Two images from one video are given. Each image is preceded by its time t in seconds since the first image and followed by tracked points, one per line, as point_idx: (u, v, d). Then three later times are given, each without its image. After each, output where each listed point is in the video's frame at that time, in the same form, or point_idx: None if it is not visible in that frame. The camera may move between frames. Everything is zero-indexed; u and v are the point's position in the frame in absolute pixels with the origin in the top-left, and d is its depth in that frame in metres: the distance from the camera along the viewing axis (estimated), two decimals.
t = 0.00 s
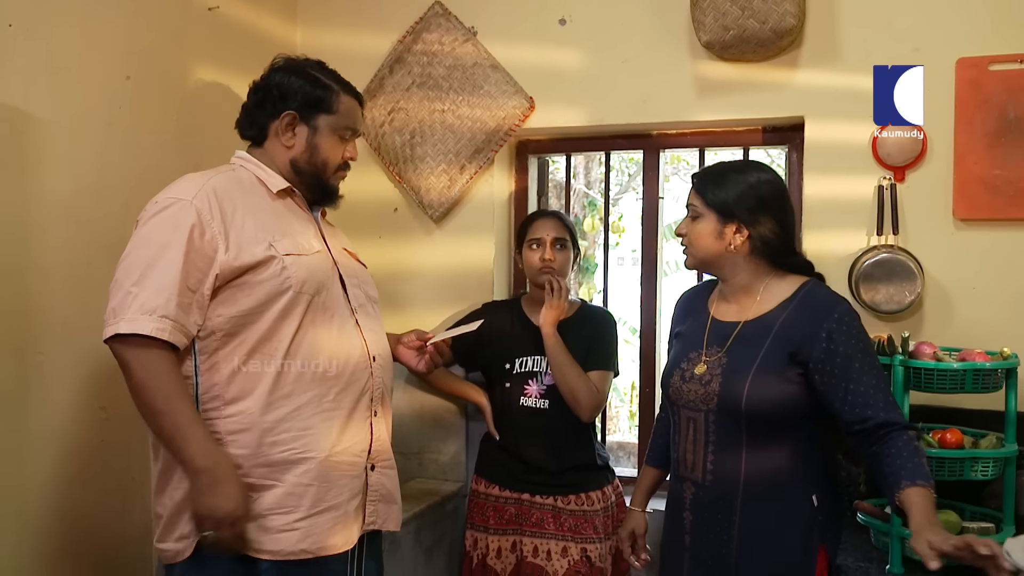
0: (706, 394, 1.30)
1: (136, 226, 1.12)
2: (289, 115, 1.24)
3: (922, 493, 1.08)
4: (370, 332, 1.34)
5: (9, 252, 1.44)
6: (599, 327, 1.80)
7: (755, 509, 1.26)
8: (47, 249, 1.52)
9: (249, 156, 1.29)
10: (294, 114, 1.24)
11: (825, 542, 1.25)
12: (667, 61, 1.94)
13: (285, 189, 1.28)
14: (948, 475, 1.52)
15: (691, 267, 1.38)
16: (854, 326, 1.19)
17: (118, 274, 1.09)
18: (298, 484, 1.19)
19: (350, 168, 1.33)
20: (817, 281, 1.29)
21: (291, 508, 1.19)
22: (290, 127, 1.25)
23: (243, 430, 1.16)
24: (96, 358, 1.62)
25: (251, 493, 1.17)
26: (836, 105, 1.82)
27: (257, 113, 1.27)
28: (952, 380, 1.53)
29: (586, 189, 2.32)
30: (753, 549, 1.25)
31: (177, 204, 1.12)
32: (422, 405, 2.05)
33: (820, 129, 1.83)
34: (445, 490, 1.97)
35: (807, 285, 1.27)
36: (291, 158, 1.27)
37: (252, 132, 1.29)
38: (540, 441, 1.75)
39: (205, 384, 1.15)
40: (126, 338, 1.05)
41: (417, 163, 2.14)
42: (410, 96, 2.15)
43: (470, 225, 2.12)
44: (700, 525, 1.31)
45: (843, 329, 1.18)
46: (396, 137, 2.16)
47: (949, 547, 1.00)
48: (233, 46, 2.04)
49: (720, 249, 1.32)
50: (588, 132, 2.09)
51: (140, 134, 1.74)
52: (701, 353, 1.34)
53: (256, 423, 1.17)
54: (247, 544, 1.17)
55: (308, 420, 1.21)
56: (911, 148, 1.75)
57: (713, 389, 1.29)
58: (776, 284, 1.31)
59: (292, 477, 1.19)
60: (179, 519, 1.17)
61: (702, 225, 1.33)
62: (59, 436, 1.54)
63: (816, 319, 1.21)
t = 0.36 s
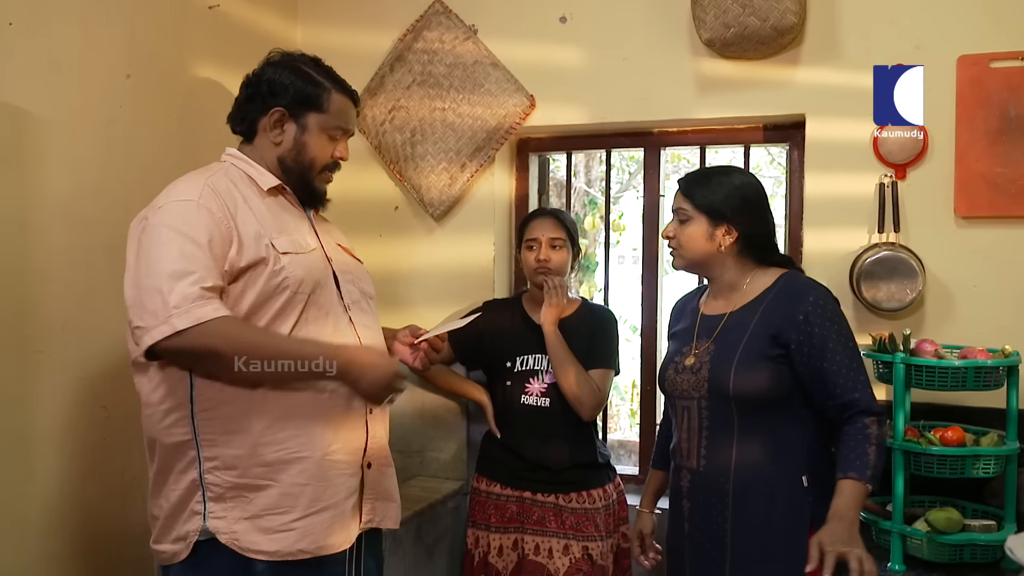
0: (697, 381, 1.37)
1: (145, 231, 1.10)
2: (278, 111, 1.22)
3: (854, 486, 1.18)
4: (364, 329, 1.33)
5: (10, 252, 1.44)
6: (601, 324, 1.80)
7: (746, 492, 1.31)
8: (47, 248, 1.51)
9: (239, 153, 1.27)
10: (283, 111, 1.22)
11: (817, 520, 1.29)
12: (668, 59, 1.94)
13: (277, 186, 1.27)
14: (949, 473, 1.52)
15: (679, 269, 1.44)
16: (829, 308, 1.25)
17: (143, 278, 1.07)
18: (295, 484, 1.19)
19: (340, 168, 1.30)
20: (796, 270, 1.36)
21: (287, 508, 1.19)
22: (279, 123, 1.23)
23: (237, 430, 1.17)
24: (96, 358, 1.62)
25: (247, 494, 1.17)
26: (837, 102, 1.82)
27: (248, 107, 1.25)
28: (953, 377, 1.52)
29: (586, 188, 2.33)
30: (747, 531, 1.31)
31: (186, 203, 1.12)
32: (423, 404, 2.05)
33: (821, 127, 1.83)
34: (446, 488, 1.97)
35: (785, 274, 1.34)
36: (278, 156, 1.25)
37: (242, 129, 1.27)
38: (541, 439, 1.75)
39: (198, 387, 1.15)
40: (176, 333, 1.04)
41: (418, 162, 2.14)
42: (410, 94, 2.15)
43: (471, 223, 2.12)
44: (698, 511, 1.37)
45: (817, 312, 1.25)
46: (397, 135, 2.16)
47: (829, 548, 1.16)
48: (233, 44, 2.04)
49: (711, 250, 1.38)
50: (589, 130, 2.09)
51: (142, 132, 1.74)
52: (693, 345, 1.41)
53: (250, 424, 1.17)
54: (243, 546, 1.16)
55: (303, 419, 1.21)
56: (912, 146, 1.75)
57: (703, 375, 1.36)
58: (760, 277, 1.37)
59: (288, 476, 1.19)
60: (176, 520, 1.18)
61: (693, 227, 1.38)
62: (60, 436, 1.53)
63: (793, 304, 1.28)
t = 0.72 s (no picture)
0: (709, 372, 1.40)
1: (162, 218, 1.09)
2: (268, 103, 1.19)
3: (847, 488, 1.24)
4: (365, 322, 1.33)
5: (16, 245, 1.45)
6: (604, 318, 1.80)
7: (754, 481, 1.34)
8: (53, 241, 1.52)
9: (232, 145, 1.24)
10: (272, 103, 1.19)
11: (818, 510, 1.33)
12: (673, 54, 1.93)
13: (273, 179, 1.24)
14: (953, 467, 1.52)
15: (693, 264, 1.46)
16: (834, 304, 1.29)
17: (173, 261, 1.05)
18: (299, 477, 1.19)
19: (334, 158, 1.27)
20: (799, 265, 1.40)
21: (292, 501, 1.19)
22: (269, 115, 1.20)
23: (240, 424, 1.17)
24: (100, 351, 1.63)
25: (251, 487, 1.17)
26: (841, 97, 1.81)
27: (238, 99, 1.22)
28: (957, 372, 1.53)
29: (590, 182, 2.33)
30: (755, 520, 1.34)
31: (198, 191, 1.11)
32: (427, 398, 2.05)
33: (825, 121, 1.83)
34: (450, 482, 1.97)
35: (794, 272, 1.37)
36: (270, 147, 1.22)
37: (234, 121, 1.25)
38: (544, 434, 1.76)
39: (200, 382, 1.15)
40: (225, 305, 1.03)
41: (422, 156, 2.14)
42: (415, 89, 2.15)
43: (476, 217, 2.12)
44: (708, 500, 1.40)
45: (823, 308, 1.28)
46: (401, 130, 2.16)
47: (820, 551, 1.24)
48: (238, 37, 2.04)
49: (730, 248, 1.39)
50: (594, 125, 2.09)
51: (147, 126, 1.75)
52: (704, 338, 1.44)
53: (254, 418, 1.17)
54: (248, 540, 1.16)
55: (306, 412, 1.21)
56: (915, 141, 1.75)
57: (714, 366, 1.39)
58: (773, 273, 1.40)
59: (292, 469, 1.19)
60: (179, 515, 1.19)
61: (714, 225, 1.39)
62: (64, 429, 1.54)
63: (801, 298, 1.31)
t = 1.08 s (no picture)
0: (722, 368, 1.41)
1: (165, 214, 1.08)
2: (256, 98, 1.19)
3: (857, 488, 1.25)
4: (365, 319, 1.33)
5: (17, 243, 1.45)
6: (604, 314, 1.80)
7: (764, 478, 1.34)
8: (53, 240, 1.52)
9: (222, 143, 1.24)
10: (260, 98, 1.18)
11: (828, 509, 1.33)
12: (673, 50, 1.93)
13: (267, 177, 1.23)
14: (954, 463, 1.52)
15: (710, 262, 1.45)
16: (849, 304, 1.28)
17: (183, 254, 1.04)
18: (300, 474, 1.19)
19: (326, 152, 1.27)
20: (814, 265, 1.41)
21: (293, 498, 1.19)
22: (257, 110, 1.20)
23: (241, 421, 1.17)
24: (100, 349, 1.63)
25: (252, 484, 1.17)
26: (842, 93, 1.81)
27: (227, 96, 1.22)
28: (958, 368, 1.53)
29: (591, 179, 2.33)
30: (762, 516, 1.34)
31: (197, 186, 1.11)
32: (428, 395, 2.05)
33: (826, 118, 1.83)
34: (451, 479, 1.97)
35: (809, 270, 1.37)
36: (260, 143, 1.21)
37: (224, 119, 1.24)
38: (545, 431, 1.76)
39: (199, 379, 1.15)
40: (243, 292, 1.03)
41: (422, 154, 2.14)
42: (415, 86, 2.15)
43: (476, 214, 2.12)
44: (716, 494, 1.41)
45: (837, 307, 1.28)
46: (401, 127, 2.16)
47: (831, 556, 1.26)
48: (238, 35, 2.04)
49: (751, 247, 1.39)
50: (594, 122, 2.09)
51: (147, 124, 1.75)
52: (718, 334, 1.45)
53: (253, 415, 1.17)
54: (250, 537, 1.16)
55: (305, 410, 1.20)
56: (916, 138, 1.75)
57: (728, 362, 1.40)
58: (787, 271, 1.40)
59: (293, 466, 1.19)
60: (180, 514, 1.19)
61: (736, 223, 1.39)
62: (64, 427, 1.54)
63: (815, 296, 1.32)
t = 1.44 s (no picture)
0: (721, 368, 1.41)
1: (182, 219, 1.05)
2: (247, 96, 1.16)
3: (844, 489, 1.24)
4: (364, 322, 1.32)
5: (12, 246, 1.44)
6: (601, 314, 1.79)
7: (760, 479, 1.34)
8: (49, 242, 1.52)
9: (219, 143, 1.21)
10: (252, 96, 1.16)
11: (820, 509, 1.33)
12: (668, 51, 1.93)
13: (269, 181, 1.21)
14: (951, 464, 1.52)
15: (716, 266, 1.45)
16: (848, 306, 1.28)
17: (213, 258, 1.02)
18: (302, 480, 1.18)
19: (320, 148, 1.24)
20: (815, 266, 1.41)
21: (295, 504, 1.18)
22: (249, 109, 1.17)
23: (244, 426, 1.15)
24: (95, 352, 1.62)
25: (253, 490, 1.16)
26: (838, 93, 1.81)
27: (217, 97, 1.19)
28: (954, 368, 1.52)
29: (587, 180, 2.29)
30: (757, 518, 1.34)
31: (210, 188, 1.08)
32: (425, 397, 2.04)
33: (821, 118, 1.83)
34: (448, 481, 1.97)
35: (811, 272, 1.37)
36: (253, 143, 1.19)
37: (214, 121, 1.21)
38: (542, 433, 1.76)
39: (202, 382, 1.14)
40: (285, 291, 1.01)
41: (417, 156, 2.14)
42: (410, 88, 2.15)
43: (473, 215, 2.11)
44: (714, 495, 1.41)
45: (836, 309, 1.28)
46: (397, 129, 2.16)
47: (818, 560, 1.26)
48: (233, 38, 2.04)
49: (757, 252, 1.40)
50: (589, 123, 2.09)
51: (142, 127, 1.74)
52: (718, 335, 1.45)
53: (257, 420, 1.15)
54: (250, 543, 1.15)
55: (309, 415, 1.19)
56: (913, 138, 1.74)
57: (727, 363, 1.40)
58: (789, 273, 1.40)
59: (295, 472, 1.17)
60: (179, 518, 1.18)
61: (744, 229, 1.38)
62: (59, 430, 1.53)
63: (815, 298, 1.31)
